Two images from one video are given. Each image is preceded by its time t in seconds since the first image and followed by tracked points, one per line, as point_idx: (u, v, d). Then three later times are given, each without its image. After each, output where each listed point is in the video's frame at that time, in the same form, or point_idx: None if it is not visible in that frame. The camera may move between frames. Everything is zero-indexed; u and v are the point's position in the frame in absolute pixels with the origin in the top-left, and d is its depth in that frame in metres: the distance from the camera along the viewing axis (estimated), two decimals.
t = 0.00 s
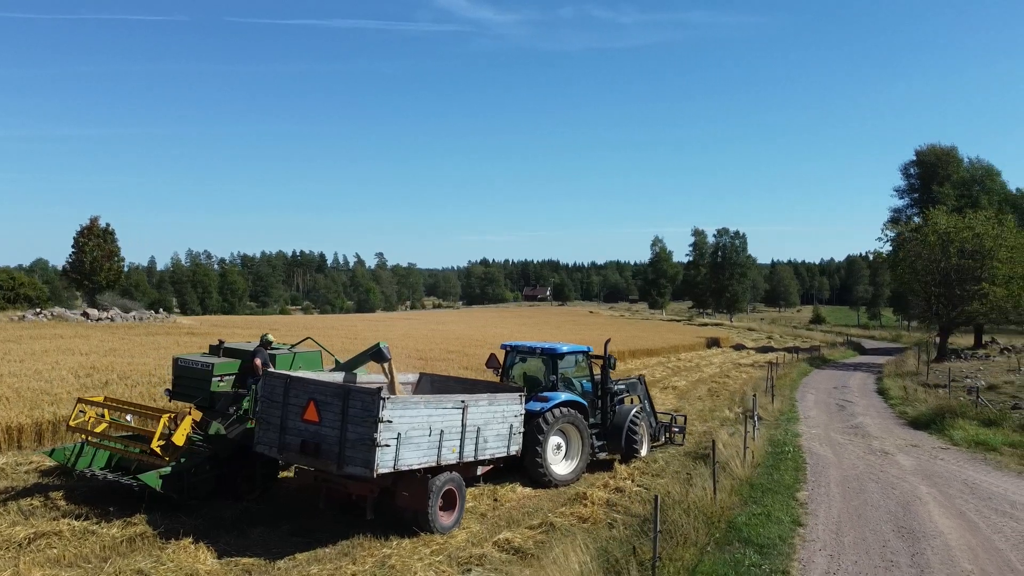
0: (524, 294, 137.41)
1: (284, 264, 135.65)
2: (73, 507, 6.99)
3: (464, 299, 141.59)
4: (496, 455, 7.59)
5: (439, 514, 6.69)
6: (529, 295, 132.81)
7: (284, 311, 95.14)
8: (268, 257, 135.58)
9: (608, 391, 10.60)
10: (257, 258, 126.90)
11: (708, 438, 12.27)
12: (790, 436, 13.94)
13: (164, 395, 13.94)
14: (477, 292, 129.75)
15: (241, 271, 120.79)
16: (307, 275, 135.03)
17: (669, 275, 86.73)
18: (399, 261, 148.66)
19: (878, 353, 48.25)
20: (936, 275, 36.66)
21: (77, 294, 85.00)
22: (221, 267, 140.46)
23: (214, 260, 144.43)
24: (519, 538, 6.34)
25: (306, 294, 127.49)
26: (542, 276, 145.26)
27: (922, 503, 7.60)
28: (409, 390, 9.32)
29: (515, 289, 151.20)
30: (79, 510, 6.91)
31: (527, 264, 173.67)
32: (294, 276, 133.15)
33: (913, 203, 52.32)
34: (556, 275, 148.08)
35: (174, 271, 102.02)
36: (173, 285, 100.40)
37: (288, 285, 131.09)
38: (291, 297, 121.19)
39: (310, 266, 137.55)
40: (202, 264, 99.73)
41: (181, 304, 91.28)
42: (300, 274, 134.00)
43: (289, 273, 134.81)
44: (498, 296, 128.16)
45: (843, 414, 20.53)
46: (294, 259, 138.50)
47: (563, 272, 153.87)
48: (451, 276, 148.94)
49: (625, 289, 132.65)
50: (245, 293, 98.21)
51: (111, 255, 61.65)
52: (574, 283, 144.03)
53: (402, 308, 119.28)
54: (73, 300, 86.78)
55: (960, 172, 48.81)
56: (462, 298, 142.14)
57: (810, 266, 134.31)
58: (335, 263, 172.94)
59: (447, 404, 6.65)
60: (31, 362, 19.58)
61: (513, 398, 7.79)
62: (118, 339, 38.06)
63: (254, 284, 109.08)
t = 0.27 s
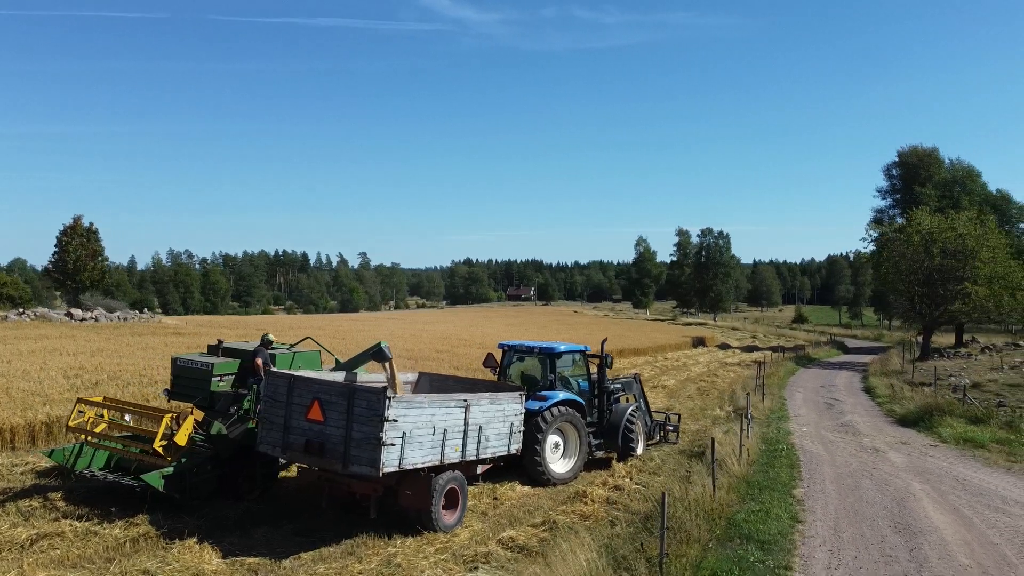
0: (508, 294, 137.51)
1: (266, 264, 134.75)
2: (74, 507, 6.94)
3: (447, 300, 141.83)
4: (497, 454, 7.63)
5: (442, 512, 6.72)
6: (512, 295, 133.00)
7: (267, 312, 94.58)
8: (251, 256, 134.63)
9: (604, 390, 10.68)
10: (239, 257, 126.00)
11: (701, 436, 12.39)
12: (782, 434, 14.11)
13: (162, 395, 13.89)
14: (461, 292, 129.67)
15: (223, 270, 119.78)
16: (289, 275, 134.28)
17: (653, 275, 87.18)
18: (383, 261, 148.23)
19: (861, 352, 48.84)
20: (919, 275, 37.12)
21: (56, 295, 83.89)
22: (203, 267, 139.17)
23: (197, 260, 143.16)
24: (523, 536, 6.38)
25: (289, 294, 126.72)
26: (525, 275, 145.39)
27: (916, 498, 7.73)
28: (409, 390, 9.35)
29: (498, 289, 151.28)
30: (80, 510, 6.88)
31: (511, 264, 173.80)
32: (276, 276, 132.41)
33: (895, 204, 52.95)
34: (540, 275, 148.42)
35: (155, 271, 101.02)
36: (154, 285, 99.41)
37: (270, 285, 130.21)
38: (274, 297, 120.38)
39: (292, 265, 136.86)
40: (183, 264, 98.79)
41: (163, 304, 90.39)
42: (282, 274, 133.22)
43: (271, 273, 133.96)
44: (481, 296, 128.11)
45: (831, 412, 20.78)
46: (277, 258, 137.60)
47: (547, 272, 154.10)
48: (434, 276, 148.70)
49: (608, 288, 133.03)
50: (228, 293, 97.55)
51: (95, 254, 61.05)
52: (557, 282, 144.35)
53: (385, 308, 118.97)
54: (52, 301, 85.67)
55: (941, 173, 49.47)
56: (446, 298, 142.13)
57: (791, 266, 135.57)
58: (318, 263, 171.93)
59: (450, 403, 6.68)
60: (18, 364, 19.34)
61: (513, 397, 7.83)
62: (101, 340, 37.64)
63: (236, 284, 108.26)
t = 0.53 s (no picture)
0: (492, 293, 137.58)
1: (249, 264, 133.76)
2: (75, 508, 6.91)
3: (430, 300, 141.75)
4: (498, 453, 7.68)
5: (446, 511, 6.75)
6: (496, 295, 133.13)
7: (250, 312, 94.06)
8: (233, 256, 133.74)
9: (601, 389, 10.75)
10: (222, 257, 125.15)
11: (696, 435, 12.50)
12: (774, 431, 14.27)
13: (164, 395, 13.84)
14: (445, 292, 129.61)
15: (205, 270, 118.78)
16: (272, 275, 133.55)
17: (637, 275, 87.63)
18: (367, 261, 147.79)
19: (845, 351, 49.40)
20: (903, 275, 37.59)
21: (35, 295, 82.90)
22: (185, 267, 137.99)
23: (179, 260, 141.97)
24: (527, 534, 6.42)
25: (271, 293, 126.02)
26: (508, 275, 145.48)
27: (910, 495, 7.87)
28: (408, 389, 9.38)
29: (482, 288, 151.32)
30: (81, 511, 6.84)
31: (496, 264, 173.90)
32: (259, 276, 131.69)
33: (878, 204, 53.58)
34: (524, 275, 148.67)
35: (136, 271, 100.04)
36: (135, 285, 98.48)
37: (253, 284, 129.43)
38: (256, 297, 119.54)
39: (275, 265, 136.14)
40: (164, 264, 97.97)
41: (144, 304, 89.64)
42: (265, 274, 132.45)
43: (254, 273, 133.15)
44: (465, 296, 128.05)
45: (818, 411, 21.01)
46: (259, 258, 136.68)
47: (531, 272, 154.41)
48: (417, 275, 148.41)
49: (592, 288, 133.38)
50: (211, 293, 96.95)
51: (78, 254, 60.46)
52: (542, 282, 144.66)
53: (369, 308, 118.70)
54: (31, 301, 84.65)
55: (923, 174, 50.12)
56: (429, 298, 142.08)
57: (773, 266, 136.77)
58: (301, 263, 170.91)
59: (454, 402, 6.71)
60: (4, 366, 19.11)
61: (514, 396, 7.87)
62: (85, 340, 37.25)
63: (218, 284, 107.46)
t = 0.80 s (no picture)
0: (476, 293, 137.46)
1: (231, 264, 132.67)
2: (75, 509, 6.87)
3: (414, 300, 141.44)
4: (499, 452, 7.72)
5: (448, 510, 6.78)
6: (480, 295, 133.10)
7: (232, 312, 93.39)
8: (216, 256, 132.64)
9: (598, 388, 10.82)
10: (204, 256, 124.11)
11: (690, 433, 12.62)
12: (766, 430, 14.41)
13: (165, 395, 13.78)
14: (429, 292, 129.35)
15: (186, 270, 117.56)
16: (255, 275, 132.62)
17: (621, 275, 87.93)
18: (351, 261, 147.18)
19: (829, 350, 49.90)
20: (887, 275, 38.00)
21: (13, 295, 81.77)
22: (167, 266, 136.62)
23: (161, 260, 140.55)
24: (531, 532, 6.48)
25: (254, 293, 125.13)
26: (492, 275, 145.23)
27: (904, 491, 8.00)
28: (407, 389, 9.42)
29: (465, 288, 151.12)
30: (82, 512, 6.80)
31: (480, 263, 173.76)
32: (241, 275, 130.72)
33: (861, 205, 54.20)
34: (508, 275, 148.76)
35: (116, 271, 98.94)
36: (115, 284, 97.38)
37: (235, 284, 128.44)
38: (238, 297, 118.49)
39: (258, 265, 135.20)
40: (145, 264, 96.96)
41: (126, 304, 88.73)
42: (247, 273, 131.48)
43: (236, 273, 132.17)
44: (449, 296, 127.80)
45: (807, 409, 21.22)
46: (241, 258, 135.56)
47: (514, 272, 154.47)
48: (401, 275, 147.93)
49: (575, 288, 133.65)
50: (192, 293, 96.15)
51: (61, 254, 59.79)
52: (526, 281, 144.73)
53: (353, 308, 118.24)
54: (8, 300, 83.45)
55: (905, 175, 50.71)
56: (413, 297, 141.77)
57: (755, 266, 137.69)
58: (285, 263, 169.89)
59: (457, 402, 6.75)
60: None
61: (515, 395, 7.92)
62: (68, 341, 36.82)
63: (200, 284, 106.49)
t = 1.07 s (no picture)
0: (459, 293, 137.32)
1: (213, 264, 131.61)
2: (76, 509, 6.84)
3: (397, 300, 141.10)
4: (500, 451, 7.77)
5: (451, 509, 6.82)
6: (463, 294, 133.10)
7: (214, 312, 92.73)
8: (197, 255, 131.58)
9: (594, 387, 10.90)
10: (185, 256, 123.13)
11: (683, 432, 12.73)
12: (757, 428, 14.56)
13: (160, 395, 13.70)
14: (412, 292, 129.10)
15: (167, 269, 116.35)
16: (236, 275, 131.72)
17: (605, 275, 88.23)
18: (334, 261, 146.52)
19: (813, 350, 50.39)
20: (871, 275, 38.42)
21: None
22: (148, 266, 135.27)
23: (142, 260, 139.14)
24: (534, 530, 6.54)
25: (235, 293, 124.24)
26: (475, 275, 145.06)
27: (898, 488, 8.14)
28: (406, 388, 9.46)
29: (449, 288, 150.93)
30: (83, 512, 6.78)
31: (464, 263, 173.54)
32: (223, 275, 129.74)
33: (844, 206, 54.83)
34: (492, 275, 148.80)
35: (96, 270, 97.84)
36: (95, 284, 96.30)
37: (217, 284, 127.45)
38: (220, 297, 117.59)
39: (239, 265, 134.28)
40: (125, 263, 96.02)
41: (106, 304, 87.81)
42: (229, 273, 130.50)
43: (217, 273, 131.18)
44: (432, 296, 127.60)
45: (795, 408, 21.45)
46: (223, 257, 134.51)
47: (498, 272, 154.51)
48: (384, 275, 147.52)
49: (559, 288, 133.98)
50: (174, 293, 95.35)
51: (44, 253, 59.13)
52: (509, 281, 144.79)
53: (336, 308, 117.80)
54: None
55: (887, 176, 51.31)
56: (397, 297, 141.42)
57: (737, 266, 138.73)
58: (268, 262, 168.80)
59: (460, 401, 6.80)
60: None
61: (515, 394, 7.97)
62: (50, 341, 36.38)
63: (181, 283, 105.52)
